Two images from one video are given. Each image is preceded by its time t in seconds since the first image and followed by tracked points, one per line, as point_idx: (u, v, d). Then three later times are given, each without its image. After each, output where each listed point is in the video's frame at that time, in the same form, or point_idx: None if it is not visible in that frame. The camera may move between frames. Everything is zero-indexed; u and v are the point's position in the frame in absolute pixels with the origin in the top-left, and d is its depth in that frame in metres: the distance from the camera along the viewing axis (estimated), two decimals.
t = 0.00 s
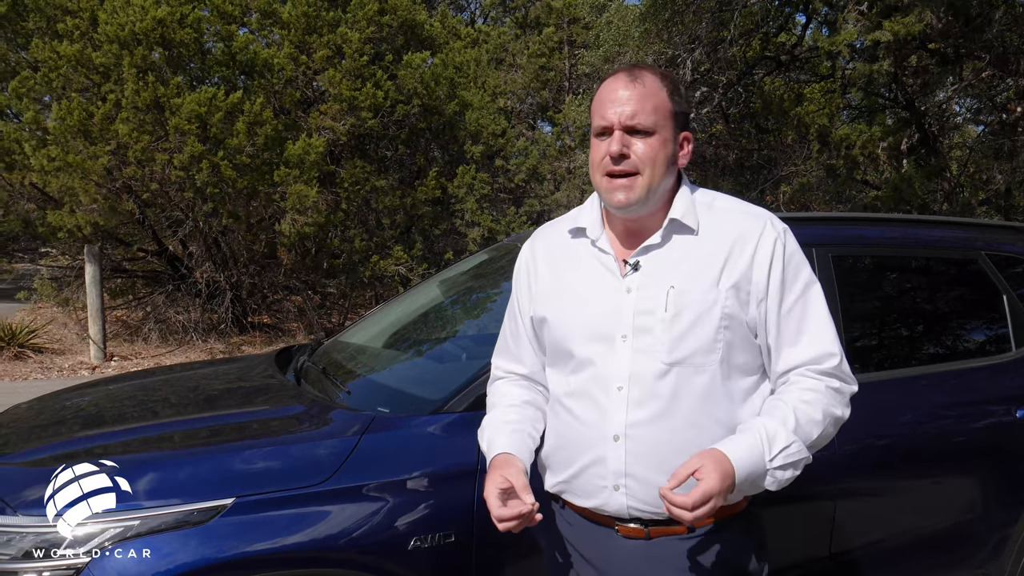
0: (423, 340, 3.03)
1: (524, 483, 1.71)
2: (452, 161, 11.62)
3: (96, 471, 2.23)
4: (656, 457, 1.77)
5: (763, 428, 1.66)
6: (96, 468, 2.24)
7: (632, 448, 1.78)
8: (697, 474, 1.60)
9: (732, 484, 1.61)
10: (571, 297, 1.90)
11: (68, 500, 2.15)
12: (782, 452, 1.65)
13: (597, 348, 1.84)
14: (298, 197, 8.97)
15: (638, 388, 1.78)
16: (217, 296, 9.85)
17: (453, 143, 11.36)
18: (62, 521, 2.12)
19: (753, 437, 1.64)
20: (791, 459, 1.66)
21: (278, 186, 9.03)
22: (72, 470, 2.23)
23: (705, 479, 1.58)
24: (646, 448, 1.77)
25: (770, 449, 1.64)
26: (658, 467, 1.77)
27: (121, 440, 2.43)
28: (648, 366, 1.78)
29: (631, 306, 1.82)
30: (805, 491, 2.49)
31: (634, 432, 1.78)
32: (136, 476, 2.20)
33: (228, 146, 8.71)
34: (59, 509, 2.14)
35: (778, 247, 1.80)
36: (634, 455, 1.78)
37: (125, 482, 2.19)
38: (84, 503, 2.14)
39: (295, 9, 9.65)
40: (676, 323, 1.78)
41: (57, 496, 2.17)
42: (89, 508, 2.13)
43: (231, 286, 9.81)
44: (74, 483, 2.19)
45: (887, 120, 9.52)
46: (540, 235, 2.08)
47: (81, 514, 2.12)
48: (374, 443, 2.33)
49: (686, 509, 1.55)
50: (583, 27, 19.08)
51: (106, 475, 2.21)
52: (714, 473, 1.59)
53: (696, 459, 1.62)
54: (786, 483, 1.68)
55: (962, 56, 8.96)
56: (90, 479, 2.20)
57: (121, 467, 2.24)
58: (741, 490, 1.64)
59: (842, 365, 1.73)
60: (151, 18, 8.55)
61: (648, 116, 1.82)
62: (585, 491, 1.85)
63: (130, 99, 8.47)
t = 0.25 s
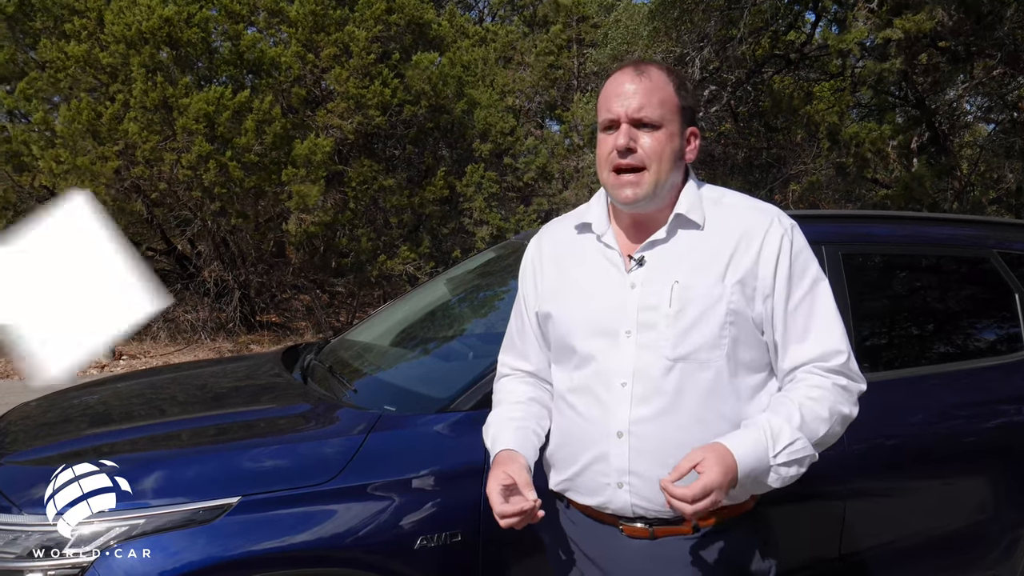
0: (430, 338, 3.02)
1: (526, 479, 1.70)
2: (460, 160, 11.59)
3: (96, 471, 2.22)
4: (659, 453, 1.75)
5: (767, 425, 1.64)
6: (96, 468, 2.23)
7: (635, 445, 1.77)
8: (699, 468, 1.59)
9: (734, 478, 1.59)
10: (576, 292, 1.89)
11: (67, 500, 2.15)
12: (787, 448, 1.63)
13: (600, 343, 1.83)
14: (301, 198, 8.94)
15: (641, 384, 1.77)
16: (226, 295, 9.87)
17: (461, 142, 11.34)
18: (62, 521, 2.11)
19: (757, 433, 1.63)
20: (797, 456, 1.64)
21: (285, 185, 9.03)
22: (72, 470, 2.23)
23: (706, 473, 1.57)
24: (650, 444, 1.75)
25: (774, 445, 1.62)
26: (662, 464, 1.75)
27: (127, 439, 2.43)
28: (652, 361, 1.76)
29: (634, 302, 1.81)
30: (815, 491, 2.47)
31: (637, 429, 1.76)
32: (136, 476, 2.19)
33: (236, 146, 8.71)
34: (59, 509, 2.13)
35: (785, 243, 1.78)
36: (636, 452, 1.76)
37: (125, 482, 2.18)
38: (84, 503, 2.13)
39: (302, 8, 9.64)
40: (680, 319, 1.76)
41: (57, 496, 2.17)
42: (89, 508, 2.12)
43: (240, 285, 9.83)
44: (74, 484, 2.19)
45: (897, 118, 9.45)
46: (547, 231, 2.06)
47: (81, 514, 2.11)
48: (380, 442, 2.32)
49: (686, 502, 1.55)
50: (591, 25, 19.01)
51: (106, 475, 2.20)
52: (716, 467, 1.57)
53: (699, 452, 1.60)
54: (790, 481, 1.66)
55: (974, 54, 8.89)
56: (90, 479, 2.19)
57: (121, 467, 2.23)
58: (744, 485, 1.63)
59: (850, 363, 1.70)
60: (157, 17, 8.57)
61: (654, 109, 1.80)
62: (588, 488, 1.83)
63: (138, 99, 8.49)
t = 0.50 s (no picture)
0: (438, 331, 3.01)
1: (543, 473, 1.69)
2: (468, 154, 11.58)
3: (96, 471, 2.21)
4: (677, 445, 1.74)
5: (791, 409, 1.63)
6: (96, 468, 2.22)
7: (653, 437, 1.75)
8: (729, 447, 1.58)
9: (764, 458, 1.59)
10: (588, 285, 1.87)
11: (67, 501, 2.15)
12: (810, 430, 1.62)
13: (614, 335, 1.82)
14: (306, 191, 8.91)
15: (657, 376, 1.76)
16: (234, 289, 9.89)
17: (469, 135, 11.32)
18: (62, 520, 2.12)
19: (782, 417, 1.62)
20: (820, 438, 1.63)
21: (293, 179, 9.04)
22: (72, 470, 2.22)
23: (737, 452, 1.56)
24: (668, 436, 1.74)
25: (798, 428, 1.62)
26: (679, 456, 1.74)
27: (136, 431, 2.43)
28: (670, 353, 1.75)
29: (650, 293, 1.80)
30: (824, 486, 2.46)
31: (655, 420, 1.75)
32: (136, 475, 2.18)
33: (244, 140, 8.72)
34: (59, 509, 2.14)
35: (799, 234, 1.77)
36: (654, 444, 1.76)
37: (124, 481, 2.17)
38: (84, 503, 2.14)
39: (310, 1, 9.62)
40: (696, 310, 1.76)
41: (57, 495, 2.17)
42: (89, 508, 2.13)
43: (248, 278, 9.85)
44: (74, 483, 2.19)
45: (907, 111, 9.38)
46: (552, 224, 2.05)
47: (81, 514, 2.12)
48: (389, 435, 2.32)
49: (719, 482, 1.54)
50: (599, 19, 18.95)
51: (106, 475, 2.19)
52: (747, 446, 1.57)
53: (728, 432, 1.60)
54: (812, 464, 1.66)
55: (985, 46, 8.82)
56: (90, 479, 2.19)
57: (121, 466, 2.22)
58: (770, 468, 1.63)
59: (863, 353, 1.71)
60: (163, 12, 8.59)
61: (680, 98, 1.81)
62: (604, 481, 1.82)
63: (146, 93, 8.50)
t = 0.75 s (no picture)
0: (446, 326, 3.03)
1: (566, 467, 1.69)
2: (474, 147, 11.57)
3: (96, 471, 2.21)
4: (699, 435, 1.76)
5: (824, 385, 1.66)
6: (96, 468, 2.22)
7: (676, 429, 1.76)
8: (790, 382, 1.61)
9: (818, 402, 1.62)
10: (604, 278, 1.87)
11: (66, 501, 2.16)
12: (848, 396, 1.67)
13: (633, 328, 1.81)
14: (319, 184, 8.97)
15: (679, 368, 1.77)
16: (242, 283, 9.92)
17: (476, 129, 11.32)
18: (62, 521, 2.14)
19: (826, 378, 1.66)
20: (856, 405, 1.68)
21: (301, 173, 9.05)
22: (72, 470, 2.23)
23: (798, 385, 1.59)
24: (692, 427, 1.76)
25: (839, 392, 1.66)
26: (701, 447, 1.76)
27: (147, 425, 2.45)
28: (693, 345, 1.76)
29: (672, 286, 1.81)
30: (831, 480, 2.47)
31: (678, 412, 1.76)
32: (135, 476, 2.18)
33: (251, 134, 8.74)
34: (59, 509, 2.16)
35: (811, 231, 1.85)
36: (676, 436, 1.77)
37: (125, 482, 2.17)
38: (84, 504, 2.15)
39: None
40: (719, 302, 1.78)
41: (57, 496, 2.18)
42: (89, 508, 2.14)
43: (255, 272, 9.88)
44: (74, 483, 2.20)
45: (915, 105, 9.36)
46: (556, 219, 2.02)
47: (81, 513, 2.14)
48: (400, 429, 2.33)
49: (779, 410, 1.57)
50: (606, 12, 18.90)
51: (106, 475, 2.19)
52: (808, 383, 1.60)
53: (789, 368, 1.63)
54: (847, 432, 1.70)
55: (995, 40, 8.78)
56: (90, 479, 2.20)
57: (121, 466, 2.22)
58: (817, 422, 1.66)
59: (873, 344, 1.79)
60: (171, 6, 8.59)
61: (703, 93, 1.85)
62: (622, 475, 1.81)
63: (153, 87, 8.52)
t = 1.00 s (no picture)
0: (451, 322, 3.04)
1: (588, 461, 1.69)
2: (479, 144, 11.56)
3: (96, 471, 2.22)
4: (708, 431, 1.76)
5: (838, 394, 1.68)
6: (96, 468, 2.23)
7: (687, 425, 1.77)
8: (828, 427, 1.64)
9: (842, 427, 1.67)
10: (613, 275, 1.87)
11: (68, 500, 2.18)
12: (862, 411, 1.69)
13: (643, 324, 1.82)
14: (325, 180, 8.96)
15: (690, 364, 1.77)
16: (247, 279, 9.95)
17: (481, 126, 11.31)
18: (62, 521, 2.15)
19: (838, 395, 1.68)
20: (867, 421, 1.71)
21: (306, 170, 9.06)
22: (72, 470, 2.24)
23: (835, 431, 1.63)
24: (702, 423, 1.76)
25: (855, 408, 1.68)
26: (711, 442, 1.76)
27: (153, 421, 2.47)
28: (702, 341, 1.78)
29: (681, 283, 1.82)
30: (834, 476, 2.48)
31: (689, 409, 1.77)
32: (134, 475, 2.19)
33: (256, 131, 8.75)
34: (59, 509, 2.17)
35: (815, 231, 1.88)
36: (686, 432, 1.77)
37: (125, 481, 2.19)
38: (84, 504, 2.16)
39: None
40: (729, 300, 1.80)
41: (57, 496, 2.20)
42: (89, 508, 2.15)
43: (261, 268, 9.91)
44: (74, 484, 2.21)
45: (921, 102, 9.33)
46: (561, 216, 2.02)
47: (82, 513, 2.15)
48: (405, 425, 2.34)
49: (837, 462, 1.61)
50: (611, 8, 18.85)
51: (106, 475, 2.20)
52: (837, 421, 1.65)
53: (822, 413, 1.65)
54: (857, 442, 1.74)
55: (1001, 36, 8.75)
56: (90, 479, 2.21)
57: (121, 466, 2.22)
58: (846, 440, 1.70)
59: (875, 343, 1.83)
60: (176, 3, 8.61)
61: (715, 91, 1.86)
62: (632, 471, 1.81)
63: (158, 84, 8.54)
